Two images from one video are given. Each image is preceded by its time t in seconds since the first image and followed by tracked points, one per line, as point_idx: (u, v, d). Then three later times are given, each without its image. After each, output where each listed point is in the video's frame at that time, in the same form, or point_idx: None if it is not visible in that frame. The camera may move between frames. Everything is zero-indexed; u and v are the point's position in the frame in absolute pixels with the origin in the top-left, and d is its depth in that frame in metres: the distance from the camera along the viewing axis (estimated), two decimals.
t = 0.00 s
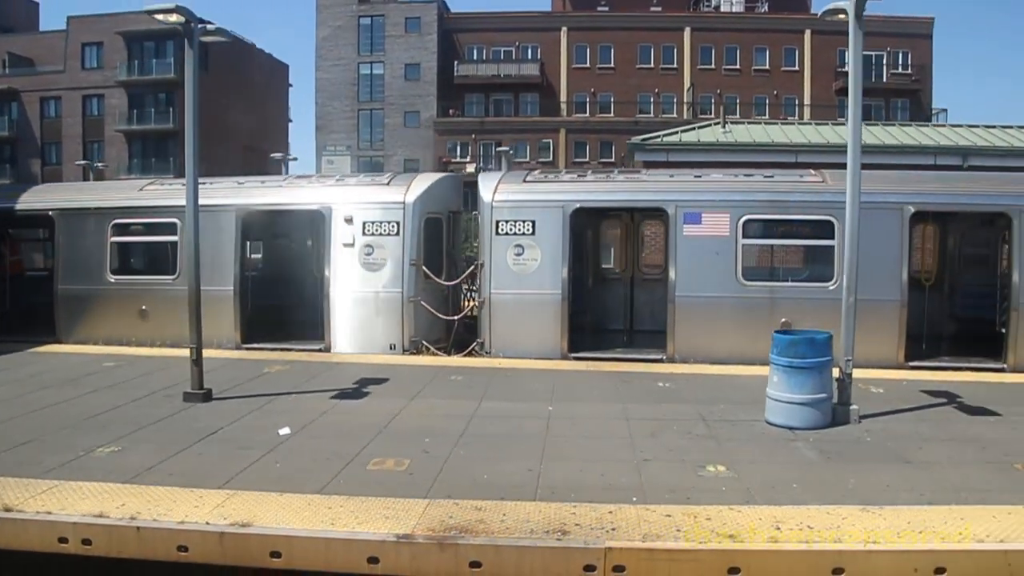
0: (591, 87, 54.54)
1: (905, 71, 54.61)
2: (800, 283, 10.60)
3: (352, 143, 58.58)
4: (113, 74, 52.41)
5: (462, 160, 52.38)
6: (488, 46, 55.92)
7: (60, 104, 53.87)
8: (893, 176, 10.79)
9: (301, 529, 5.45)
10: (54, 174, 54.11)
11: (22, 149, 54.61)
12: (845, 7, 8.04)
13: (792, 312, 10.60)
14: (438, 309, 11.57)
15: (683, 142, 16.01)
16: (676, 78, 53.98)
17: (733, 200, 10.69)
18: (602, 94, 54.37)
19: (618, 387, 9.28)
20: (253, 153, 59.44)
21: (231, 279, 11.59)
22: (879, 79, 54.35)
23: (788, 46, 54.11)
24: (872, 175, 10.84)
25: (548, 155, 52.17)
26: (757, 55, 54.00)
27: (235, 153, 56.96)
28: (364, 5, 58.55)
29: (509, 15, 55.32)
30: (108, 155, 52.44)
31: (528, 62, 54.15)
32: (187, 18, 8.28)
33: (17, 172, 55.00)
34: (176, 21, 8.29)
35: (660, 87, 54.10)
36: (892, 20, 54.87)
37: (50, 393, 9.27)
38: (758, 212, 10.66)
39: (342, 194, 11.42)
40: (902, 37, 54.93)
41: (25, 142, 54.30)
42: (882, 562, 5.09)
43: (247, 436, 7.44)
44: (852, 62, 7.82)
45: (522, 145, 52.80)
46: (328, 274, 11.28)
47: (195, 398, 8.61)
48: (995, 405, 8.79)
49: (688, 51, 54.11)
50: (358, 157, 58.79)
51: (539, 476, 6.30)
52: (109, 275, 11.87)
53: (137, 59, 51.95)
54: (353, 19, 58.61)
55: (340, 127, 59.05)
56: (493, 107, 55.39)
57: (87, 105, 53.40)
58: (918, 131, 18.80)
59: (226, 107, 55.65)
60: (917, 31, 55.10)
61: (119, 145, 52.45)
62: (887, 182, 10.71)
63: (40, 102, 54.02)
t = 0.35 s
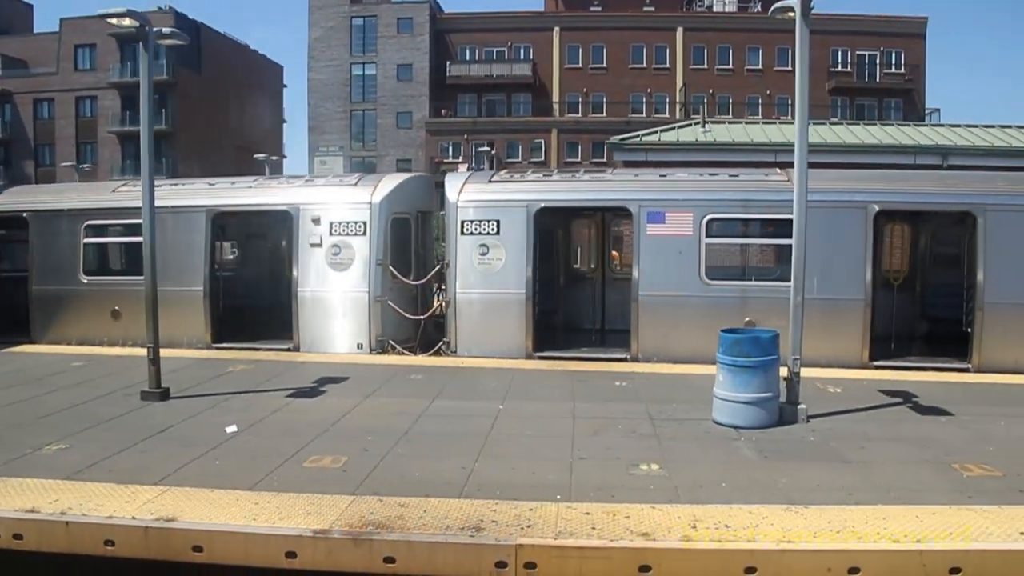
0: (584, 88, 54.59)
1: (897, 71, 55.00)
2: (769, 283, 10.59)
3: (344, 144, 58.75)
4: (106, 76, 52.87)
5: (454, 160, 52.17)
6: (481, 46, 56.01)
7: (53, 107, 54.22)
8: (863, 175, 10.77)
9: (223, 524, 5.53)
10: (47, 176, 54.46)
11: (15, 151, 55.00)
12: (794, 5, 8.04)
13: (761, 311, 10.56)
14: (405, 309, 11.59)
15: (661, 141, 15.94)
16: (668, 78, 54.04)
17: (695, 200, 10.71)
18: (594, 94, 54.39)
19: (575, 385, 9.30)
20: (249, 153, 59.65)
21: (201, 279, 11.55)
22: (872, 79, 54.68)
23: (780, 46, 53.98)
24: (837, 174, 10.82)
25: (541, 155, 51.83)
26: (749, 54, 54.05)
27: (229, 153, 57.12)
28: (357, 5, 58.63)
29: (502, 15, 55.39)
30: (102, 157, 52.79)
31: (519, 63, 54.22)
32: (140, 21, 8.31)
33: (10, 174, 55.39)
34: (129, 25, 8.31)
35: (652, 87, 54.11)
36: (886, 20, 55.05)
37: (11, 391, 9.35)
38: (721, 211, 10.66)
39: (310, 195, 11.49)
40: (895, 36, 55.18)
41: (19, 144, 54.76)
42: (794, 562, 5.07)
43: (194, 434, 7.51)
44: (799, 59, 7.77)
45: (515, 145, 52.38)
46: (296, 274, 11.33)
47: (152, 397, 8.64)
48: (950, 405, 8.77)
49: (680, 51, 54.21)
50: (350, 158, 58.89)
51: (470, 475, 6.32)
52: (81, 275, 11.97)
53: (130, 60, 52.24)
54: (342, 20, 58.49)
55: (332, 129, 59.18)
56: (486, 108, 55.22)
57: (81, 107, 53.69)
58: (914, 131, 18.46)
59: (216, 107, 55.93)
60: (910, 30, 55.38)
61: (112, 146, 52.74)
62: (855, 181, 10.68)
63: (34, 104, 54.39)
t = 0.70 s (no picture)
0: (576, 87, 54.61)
1: (890, 68, 55.12)
2: (740, 280, 10.61)
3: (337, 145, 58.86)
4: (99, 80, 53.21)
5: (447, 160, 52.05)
6: (473, 46, 56.05)
7: (47, 111, 54.47)
8: (833, 172, 10.76)
9: (162, 522, 5.59)
10: (42, 180, 54.85)
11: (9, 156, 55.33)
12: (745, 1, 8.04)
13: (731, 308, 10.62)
14: (377, 311, 11.67)
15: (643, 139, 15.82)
16: (661, 76, 54.08)
17: (663, 198, 10.72)
18: (587, 93, 54.40)
19: (539, 383, 9.34)
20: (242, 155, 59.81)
21: (176, 282, 11.56)
22: (864, 76, 54.96)
23: (771, 44, 55.28)
24: (806, 171, 10.81)
25: (534, 155, 51.80)
26: (742, 52, 54.10)
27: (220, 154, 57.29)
28: (348, 7, 58.82)
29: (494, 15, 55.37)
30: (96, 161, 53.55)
31: (511, 63, 54.28)
32: (98, 27, 8.40)
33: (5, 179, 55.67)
34: (87, 31, 8.41)
35: (644, 85, 54.11)
36: (879, 17, 55.17)
37: None
38: (690, 209, 10.68)
39: (283, 197, 11.54)
40: (888, 33, 55.42)
41: (13, 149, 55.29)
42: (721, 559, 5.06)
43: (152, 435, 7.57)
44: (751, 54, 7.76)
45: (508, 145, 52.19)
46: (270, 276, 11.41)
47: (117, 399, 8.69)
48: (911, 401, 8.78)
49: (673, 49, 54.25)
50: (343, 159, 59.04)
51: (415, 475, 6.35)
52: (58, 280, 12.08)
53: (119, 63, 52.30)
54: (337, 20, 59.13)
55: (326, 130, 59.50)
56: (478, 108, 55.68)
57: (74, 111, 53.92)
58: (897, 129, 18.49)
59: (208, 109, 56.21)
60: (903, 26, 55.49)
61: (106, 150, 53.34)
62: (825, 178, 10.67)
63: (27, 108, 54.70)
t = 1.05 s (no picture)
0: (571, 86, 54.64)
1: (885, 66, 55.17)
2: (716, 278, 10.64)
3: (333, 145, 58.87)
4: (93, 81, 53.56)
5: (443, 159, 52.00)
6: (468, 45, 56.17)
7: (43, 111, 54.78)
8: (809, 169, 10.75)
9: (115, 520, 5.63)
10: (38, 181, 55.15)
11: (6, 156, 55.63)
12: None
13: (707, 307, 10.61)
14: (357, 310, 11.71)
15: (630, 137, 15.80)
16: (656, 74, 54.10)
17: (639, 197, 10.73)
18: (582, 92, 54.40)
19: (510, 382, 9.36)
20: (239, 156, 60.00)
21: (157, 282, 11.63)
22: (860, 73, 54.97)
23: (766, 42, 55.25)
24: (783, 168, 10.82)
25: (529, 155, 51.88)
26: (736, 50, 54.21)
27: (219, 154, 57.49)
28: (342, 6, 58.64)
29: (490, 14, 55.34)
30: (92, 161, 53.83)
31: (506, 62, 54.31)
32: (67, 29, 8.50)
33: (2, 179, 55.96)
34: (56, 33, 8.51)
35: (640, 83, 54.10)
36: (875, 14, 55.15)
37: None
38: (666, 207, 10.69)
39: (262, 198, 11.58)
40: (884, 31, 55.44)
41: (9, 149, 55.51)
42: (663, 556, 5.07)
43: (120, 435, 7.63)
44: (715, 51, 7.76)
45: (503, 144, 52.20)
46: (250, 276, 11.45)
47: (90, 399, 8.75)
48: (882, 399, 8.78)
49: (668, 47, 54.26)
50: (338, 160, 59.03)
51: (371, 474, 6.39)
52: (42, 281, 12.19)
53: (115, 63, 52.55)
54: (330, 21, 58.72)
55: (320, 130, 59.43)
56: (474, 107, 55.72)
57: (70, 111, 54.18)
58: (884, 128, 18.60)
59: (207, 110, 56.48)
60: (899, 24, 55.50)
61: (102, 151, 53.61)
62: (801, 176, 10.67)
63: (23, 109, 55.06)
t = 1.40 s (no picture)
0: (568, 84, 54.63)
1: (883, 66, 55.09)
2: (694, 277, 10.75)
3: (330, 142, 58.99)
4: (90, 77, 53.67)
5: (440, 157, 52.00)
6: (466, 44, 56.21)
7: (41, 107, 54.96)
8: (792, 168, 10.85)
9: (75, 514, 5.66)
10: (36, 176, 55.36)
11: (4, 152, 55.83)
12: None
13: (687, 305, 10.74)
14: (340, 308, 11.74)
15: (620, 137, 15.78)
16: (654, 74, 54.11)
17: (620, 195, 10.75)
18: (579, 90, 54.38)
19: (486, 380, 9.37)
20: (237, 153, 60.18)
21: (142, 278, 11.69)
22: (857, 73, 54.90)
23: (765, 42, 55.18)
24: (765, 167, 10.89)
25: (525, 152, 51.78)
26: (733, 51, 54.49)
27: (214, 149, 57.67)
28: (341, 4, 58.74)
29: (488, 13, 55.45)
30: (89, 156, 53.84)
31: (504, 60, 54.32)
32: (46, 26, 8.58)
33: None
34: (35, 30, 8.59)
35: (637, 83, 54.05)
36: (873, 14, 55.11)
37: None
38: (646, 206, 10.70)
39: (246, 195, 11.61)
40: (882, 31, 55.36)
41: (7, 145, 55.67)
42: (612, 555, 5.07)
43: (92, 429, 7.67)
44: (686, 51, 7.79)
45: (500, 142, 52.02)
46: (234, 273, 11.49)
47: (67, 394, 8.79)
48: (857, 399, 8.77)
49: (666, 46, 54.31)
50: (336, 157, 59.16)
51: (334, 471, 6.42)
52: (29, 276, 12.27)
53: (115, 60, 52.74)
54: (328, 19, 58.98)
55: (316, 127, 59.39)
56: (472, 105, 55.82)
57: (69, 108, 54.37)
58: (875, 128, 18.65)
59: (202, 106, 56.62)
60: (897, 24, 55.41)
61: (99, 147, 53.56)
62: (782, 174, 10.79)
63: (21, 105, 55.32)
